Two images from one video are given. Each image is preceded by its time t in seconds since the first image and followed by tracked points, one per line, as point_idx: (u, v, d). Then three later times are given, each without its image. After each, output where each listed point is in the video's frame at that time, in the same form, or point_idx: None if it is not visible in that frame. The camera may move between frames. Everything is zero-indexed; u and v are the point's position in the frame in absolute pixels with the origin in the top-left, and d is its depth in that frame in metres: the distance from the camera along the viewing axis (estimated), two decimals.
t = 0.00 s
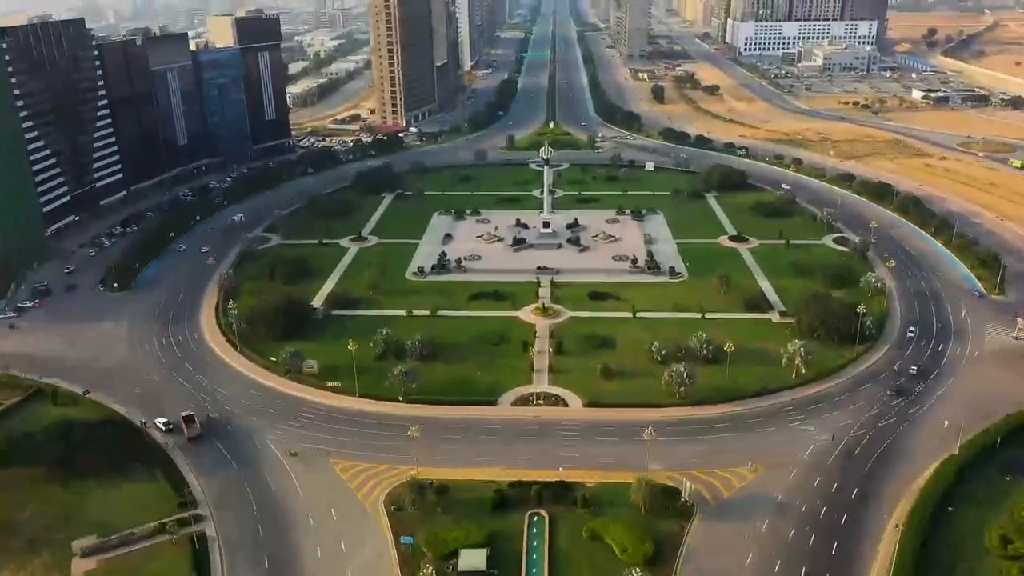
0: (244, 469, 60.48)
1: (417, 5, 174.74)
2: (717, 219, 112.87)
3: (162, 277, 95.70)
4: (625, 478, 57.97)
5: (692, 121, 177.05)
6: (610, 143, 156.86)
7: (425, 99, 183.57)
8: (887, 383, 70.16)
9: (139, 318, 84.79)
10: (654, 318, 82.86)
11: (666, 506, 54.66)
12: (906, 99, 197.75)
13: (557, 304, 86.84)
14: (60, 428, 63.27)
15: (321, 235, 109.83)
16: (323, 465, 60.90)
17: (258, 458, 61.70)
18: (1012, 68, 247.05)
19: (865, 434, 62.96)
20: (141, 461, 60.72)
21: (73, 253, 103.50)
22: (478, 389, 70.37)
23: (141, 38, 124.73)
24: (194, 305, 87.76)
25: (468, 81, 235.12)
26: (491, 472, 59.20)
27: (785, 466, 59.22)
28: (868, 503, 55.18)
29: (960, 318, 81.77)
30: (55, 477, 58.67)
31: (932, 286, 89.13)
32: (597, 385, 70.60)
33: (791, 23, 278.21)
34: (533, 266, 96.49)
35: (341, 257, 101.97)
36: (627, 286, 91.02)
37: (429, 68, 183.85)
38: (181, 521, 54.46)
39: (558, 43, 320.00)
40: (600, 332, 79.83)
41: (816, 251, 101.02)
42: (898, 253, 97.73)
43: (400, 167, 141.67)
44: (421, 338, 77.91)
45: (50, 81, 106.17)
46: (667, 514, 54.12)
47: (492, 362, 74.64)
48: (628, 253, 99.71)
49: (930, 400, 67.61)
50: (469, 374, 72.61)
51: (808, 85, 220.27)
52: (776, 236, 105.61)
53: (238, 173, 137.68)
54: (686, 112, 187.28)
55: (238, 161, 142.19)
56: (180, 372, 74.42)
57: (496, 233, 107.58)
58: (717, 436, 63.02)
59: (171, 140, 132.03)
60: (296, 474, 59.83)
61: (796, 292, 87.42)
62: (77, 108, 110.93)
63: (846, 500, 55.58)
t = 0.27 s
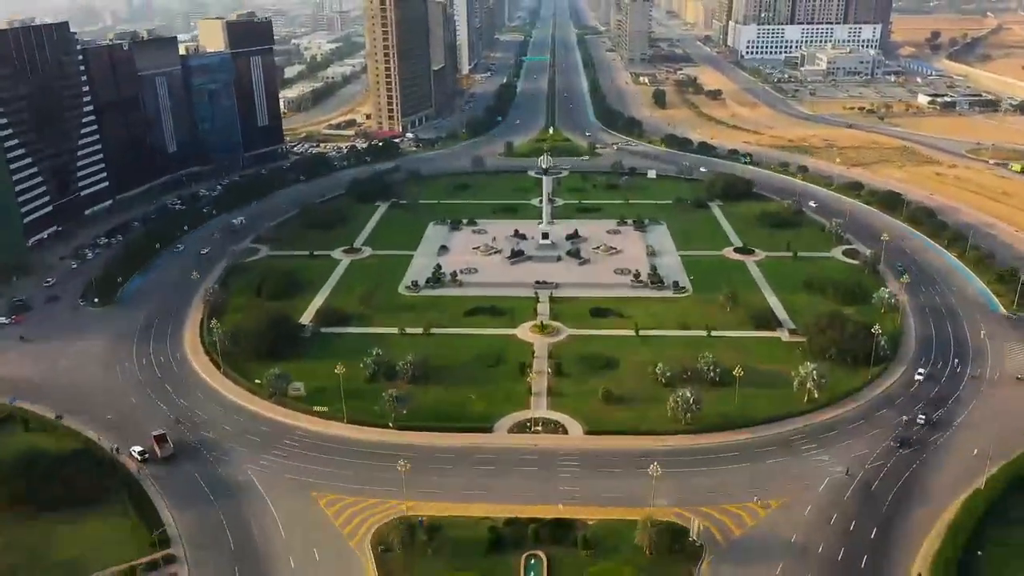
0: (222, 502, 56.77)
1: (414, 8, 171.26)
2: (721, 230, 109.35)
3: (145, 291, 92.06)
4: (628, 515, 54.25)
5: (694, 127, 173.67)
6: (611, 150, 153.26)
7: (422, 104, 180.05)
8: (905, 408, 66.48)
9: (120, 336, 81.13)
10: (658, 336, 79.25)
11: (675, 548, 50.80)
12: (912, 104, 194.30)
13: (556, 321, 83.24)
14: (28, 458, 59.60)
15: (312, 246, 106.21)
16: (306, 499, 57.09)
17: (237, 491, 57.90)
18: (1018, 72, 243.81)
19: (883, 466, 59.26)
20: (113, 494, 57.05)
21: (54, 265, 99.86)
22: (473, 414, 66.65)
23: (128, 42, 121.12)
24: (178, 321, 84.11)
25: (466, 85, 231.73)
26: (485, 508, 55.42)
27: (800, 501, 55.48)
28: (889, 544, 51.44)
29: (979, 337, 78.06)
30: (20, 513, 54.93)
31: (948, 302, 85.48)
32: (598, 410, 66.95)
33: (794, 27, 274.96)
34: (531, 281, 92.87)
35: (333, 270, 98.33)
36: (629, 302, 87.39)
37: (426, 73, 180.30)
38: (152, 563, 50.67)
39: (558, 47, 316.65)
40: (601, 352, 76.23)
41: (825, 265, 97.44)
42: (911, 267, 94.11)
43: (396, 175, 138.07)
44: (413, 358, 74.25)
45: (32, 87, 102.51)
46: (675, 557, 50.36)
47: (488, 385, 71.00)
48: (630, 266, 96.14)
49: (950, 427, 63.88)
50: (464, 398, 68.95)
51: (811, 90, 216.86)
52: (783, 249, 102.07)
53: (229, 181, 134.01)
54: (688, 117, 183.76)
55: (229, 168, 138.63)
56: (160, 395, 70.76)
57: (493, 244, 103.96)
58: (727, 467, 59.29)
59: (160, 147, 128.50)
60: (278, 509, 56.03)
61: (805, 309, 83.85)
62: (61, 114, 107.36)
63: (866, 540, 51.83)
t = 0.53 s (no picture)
0: (198, 539, 53.01)
1: (410, 10, 167.74)
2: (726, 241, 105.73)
3: (128, 305, 88.34)
4: (634, 557, 50.49)
5: (697, 131, 170.09)
6: (612, 156, 149.66)
7: (419, 108, 176.51)
8: (925, 435, 62.71)
9: (99, 354, 77.40)
10: (662, 356, 75.60)
11: None
12: (919, 108, 190.78)
13: (556, 339, 79.57)
14: None
15: (303, 257, 102.55)
16: (288, 536, 53.30)
17: (214, 528, 54.14)
18: None
19: (905, 500, 55.47)
20: (81, 532, 53.26)
21: (35, 278, 96.12)
22: (468, 441, 62.93)
23: (115, 46, 117.47)
24: (160, 339, 80.38)
25: (464, 88, 228.19)
26: (480, 548, 51.66)
27: (817, 540, 51.72)
28: None
29: (1000, 356, 74.31)
30: None
31: (965, 318, 81.79)
32: (600, 437, 63.25)
33: (797, 29, 271.55)
34: (530, 295, 89.22)
35: (324, 283, 94.61)
36: (632, 318, 83.71)
37: (424, 76, 176.73)
38: None
39: (558, 49, 313.16)
40: (603, 373, 72.56)
41: (835, 278, 93.79)
42: (925, 280, 90.45)
43: (391, 182, 134.41)
44: (405, 380, 70.54)
45: (13, 93, 98.80)
46: None
47: (484, 408, 67.32)
48: (632, 279, 92.50)
49: (974, 457, 60.10)
50: (458, 423, 65.27)
51: (815, 94, 213.40)
52: (791, 261, 98.43)
53: (219, 189, 130.33)
54: (690, 122, 180.14)
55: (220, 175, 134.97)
56: (138, 419, 67.06)
57: (490, 256, 100.32)
58: (738, 501, 55.52)
59: (149, 153, 124.83)
60: (257, 547, 52.21)
61: (816, 326, 80.19)
62: (43, 121, 103.66)
63: None
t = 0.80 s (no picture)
0: None
1: (407, 12, 164.15)
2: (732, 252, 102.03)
3: (108, 321, 84.63)
4: None
5: (700, 136, 166.38)
6: (613, 161, 145.97)
7: (416, 112, 172.81)
8: (949, 466, 58.88)
9: (74, 374, 73.63)
10: (668, 377, 71.87)
11: None
12: (926, 111, 187.02)
13: (555, 358, 75.79)
14: None
15: (294, 269, 98.80)
16: None
17: (187, 569, 50.33)
18: None
19: (930, 540, 51.61)
20: (43, 573, 49.33)
21: (13, 290, 92.42)
22: (461, 471, 59.18)
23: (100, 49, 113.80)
24: (140, 358, 76.59)
25: (463, 91, 224.47)
26: None
27: None
28: None
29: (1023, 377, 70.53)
30: None
31: (984, 335, 78.05)
32: (602, 467, 59.52)
33: (800, 30, 267.82)
34: (529, 310, 85.48)
35: (314, 298, 90.88)
36: (635, 335, 79.99)
37: (421, 79, 173.08)
38: None
39: (558, 50, 309.38)
40: (605, 396, 68.84)
41: (846, 293, 90.13)
42: (940, 295, 86.74)
43: (386, 189, 130.75)
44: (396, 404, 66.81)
45: None
46: None
47: (479, 435, 63.54)
48: (635, 293, 88.80)
49: (1003, 491, 56.26)
50: (452, 451, 61.50)
51: (820, 97, 209.64)
52: (800, 274, 94.74)
53: (210, 197, 126.87)
54: (694, 126, 176.32)
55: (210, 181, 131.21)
56: (112, 446, 63.29)
57: (487, 268, 96.62)
58: (751, 541, 51.70)
59: (136, 160, 121.08)
60: None
61: (828, 346, 76.50)
62: (24, 127, 100.04)
63: None
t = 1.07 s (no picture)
0: None
1: (403, 11, 160.16)
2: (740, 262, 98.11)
3: (86, 336, 80.73)
4: None
5: (704, 138, 162.43)
6: (615, 165, 141.98)
7: (413, 113, 168.85)
8: (977, 500, 54.94)
9: (48, 396, 69.74)
10: (674, 399, 68.01)
11: None
12: (935, 112, 182.98)
13: (555, 378, 71.84)
14: None
15: (283, 280, 94.87)
16: None
17: None
18: None
19: None
20: None
21: None
22: (455, 505, 55.29)
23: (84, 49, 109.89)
24: (118, 377, 72.63)
25: (461, 91, 220.48)
26: None
27: None
28: None
29: None
30: None
31: (1007, 353, 74.18)
32: (606, 500, 55.64)
33: (804, 30, 263.68)
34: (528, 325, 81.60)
35: (303, 311, 86.91)
36: (640, 352, 76.06)
37: (418, 80, 169.07)
38: None
39: (558, 50, 305.32)
40: (608, 420, 64.98)
41: (859, 306, 86.24)
42: (958, 310, 82.89)
43: (381, 194, 126.74)
44: (387, 430, 62.93)
45: None
46: None
47: (474, 465, 59.61)
48: (638, 306, 84.94)
49: None
50: (445, 482, 57.56)
51: (825, 98, 205.60)
52: (810, 285, 90.80)
53: (198, 203, 122.92)
54: (697, 128, 172.22)
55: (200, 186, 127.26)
56: (83, 475, 59.39)
57: (484, 279, 92.74)
58: None
59: (122, 165, 117.14)
60: None
61: (843, 365, 72.62)
62: (3, 131, 96.15)
63: None
